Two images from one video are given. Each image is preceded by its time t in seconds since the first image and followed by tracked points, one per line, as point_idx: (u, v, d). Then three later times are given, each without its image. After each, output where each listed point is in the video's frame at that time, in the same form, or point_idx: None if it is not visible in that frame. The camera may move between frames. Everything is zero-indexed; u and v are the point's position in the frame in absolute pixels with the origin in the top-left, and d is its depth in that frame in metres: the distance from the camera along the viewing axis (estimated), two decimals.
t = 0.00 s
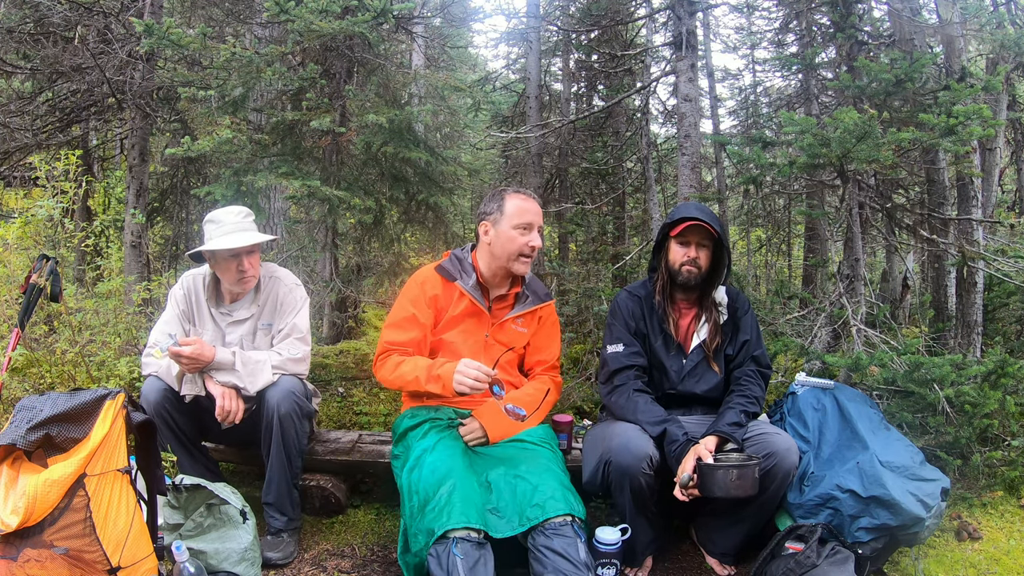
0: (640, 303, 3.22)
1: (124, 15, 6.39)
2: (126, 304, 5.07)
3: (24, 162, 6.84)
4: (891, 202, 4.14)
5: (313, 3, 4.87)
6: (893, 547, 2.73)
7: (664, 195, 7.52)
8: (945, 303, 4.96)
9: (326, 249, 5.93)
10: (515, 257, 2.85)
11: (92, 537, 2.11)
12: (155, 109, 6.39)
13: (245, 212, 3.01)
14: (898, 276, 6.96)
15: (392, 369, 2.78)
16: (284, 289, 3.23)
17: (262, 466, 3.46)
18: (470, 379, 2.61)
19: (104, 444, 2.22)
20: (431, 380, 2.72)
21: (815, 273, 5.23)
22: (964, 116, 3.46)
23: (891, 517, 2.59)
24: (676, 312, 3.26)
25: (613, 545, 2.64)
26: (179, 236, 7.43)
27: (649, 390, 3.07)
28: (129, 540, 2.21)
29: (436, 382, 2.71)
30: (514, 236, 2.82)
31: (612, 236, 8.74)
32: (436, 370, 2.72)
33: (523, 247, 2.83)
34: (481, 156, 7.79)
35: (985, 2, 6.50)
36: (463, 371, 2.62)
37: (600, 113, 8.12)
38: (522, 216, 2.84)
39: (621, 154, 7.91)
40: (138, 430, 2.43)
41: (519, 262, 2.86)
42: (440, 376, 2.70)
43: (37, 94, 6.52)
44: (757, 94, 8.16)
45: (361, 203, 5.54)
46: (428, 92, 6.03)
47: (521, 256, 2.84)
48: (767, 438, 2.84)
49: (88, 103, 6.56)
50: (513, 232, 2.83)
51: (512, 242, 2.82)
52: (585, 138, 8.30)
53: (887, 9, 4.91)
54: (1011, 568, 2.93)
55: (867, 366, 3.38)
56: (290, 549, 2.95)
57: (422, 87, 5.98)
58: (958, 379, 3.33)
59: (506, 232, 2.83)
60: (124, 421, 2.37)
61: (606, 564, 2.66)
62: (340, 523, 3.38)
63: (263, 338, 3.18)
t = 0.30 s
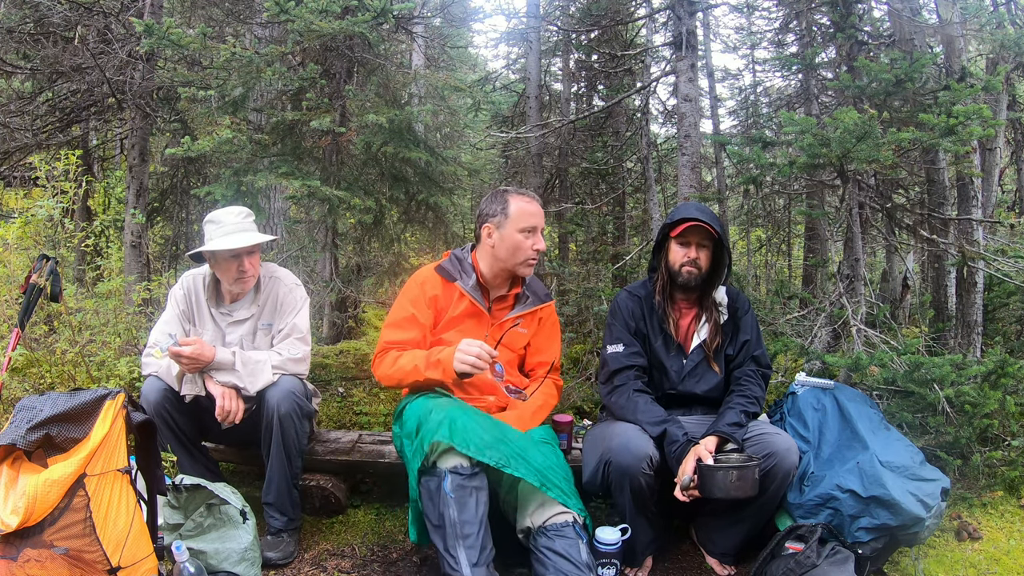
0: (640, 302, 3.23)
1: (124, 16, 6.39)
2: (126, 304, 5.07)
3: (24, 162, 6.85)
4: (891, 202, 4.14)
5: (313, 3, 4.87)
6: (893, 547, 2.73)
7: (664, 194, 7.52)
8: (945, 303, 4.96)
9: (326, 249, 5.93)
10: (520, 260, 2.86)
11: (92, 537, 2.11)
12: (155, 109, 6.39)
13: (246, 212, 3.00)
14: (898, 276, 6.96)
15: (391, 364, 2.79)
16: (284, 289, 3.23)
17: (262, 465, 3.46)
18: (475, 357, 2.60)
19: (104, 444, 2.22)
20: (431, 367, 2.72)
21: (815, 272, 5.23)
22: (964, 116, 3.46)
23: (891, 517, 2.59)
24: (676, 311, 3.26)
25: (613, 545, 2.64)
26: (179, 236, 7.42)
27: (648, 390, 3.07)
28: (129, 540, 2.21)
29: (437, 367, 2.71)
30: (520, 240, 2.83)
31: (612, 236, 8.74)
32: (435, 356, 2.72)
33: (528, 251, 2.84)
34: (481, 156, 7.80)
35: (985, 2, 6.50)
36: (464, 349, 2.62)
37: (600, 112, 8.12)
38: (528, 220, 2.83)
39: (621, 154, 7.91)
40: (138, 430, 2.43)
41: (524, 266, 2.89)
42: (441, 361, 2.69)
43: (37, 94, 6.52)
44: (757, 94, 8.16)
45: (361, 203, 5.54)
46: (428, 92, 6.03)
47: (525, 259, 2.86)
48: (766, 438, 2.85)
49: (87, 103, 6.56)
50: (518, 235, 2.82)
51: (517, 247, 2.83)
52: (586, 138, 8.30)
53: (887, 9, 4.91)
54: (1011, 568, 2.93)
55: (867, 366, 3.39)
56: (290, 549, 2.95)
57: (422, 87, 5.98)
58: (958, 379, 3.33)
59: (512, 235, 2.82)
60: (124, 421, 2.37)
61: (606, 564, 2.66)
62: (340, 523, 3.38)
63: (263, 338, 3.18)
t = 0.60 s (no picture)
0: (640, 302, 3.23)
1: (124, 16, 6.39)
2: (126, 304, 5.07)
3: (24, 162, 6.84)
4: (891, 202, 4.14)
5: (313, 3, 4.88)
6: (893, 547, 2.73)
7: (664, 194, 7.52)
8: (945, 303, 4.96)
9: (326, 249, 5.94)
10: (522, 260, 2.86)
11: (92, 537, 2.11)
12: (155, 109, 6.39)
13: (246, 213, 3.01)
14: (898, 276, 6.96)
15: (391, 366, 2.80)
16: (284, 289, 3.23)
17: (263, 465, 3.46)
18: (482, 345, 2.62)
19: (104, 444, 2.22)
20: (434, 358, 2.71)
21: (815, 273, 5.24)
22: (964, 116, 3.46)
23: (891, 516, 2.59)
24: (676, 312, 3.26)
25: (613, 545, 2.64)
26: (179, 236, 7.42)
27: (648, 390, 3.07)
28: (129, 540, 2.21)
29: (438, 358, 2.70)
30: (523, 241, 2.82)
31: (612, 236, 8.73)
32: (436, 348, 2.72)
33: (530, 251, 2.84)
34: (481, 156, 7.80)
35: (985, 2, 6.49)
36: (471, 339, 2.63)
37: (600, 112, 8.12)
38: (529, 221, 2.83)
39: (621, 154, 7.91)
40: (138, 430, 2.43)
41: (526, 266, 2.89)
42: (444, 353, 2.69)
43: (37, 94, 6.52)
44: (758, 94, 8.16)
45: (361, 203, 5.55)
46: (428, 92, 6.03)
47: (527, 259, 2.86)
48: (767, 438, 2.84)
49: (87, 103, 6.56)
50: (520, 236, 2.82)
51: (520, 247, 2.83)
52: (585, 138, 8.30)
53: (887, 9, 4.91)
54: (1011, 568, 2.93)
55: (867, 366, 3.38)
56: (290, 549, 2.95)
57: (422, 87, 5.99)
58: (958, 379, 3.33)
59: (515, 236, 2.81)
60: (124, 421, 2.37)
61: (606, 564, 2.66)
62: (340, 523, 3.38)
63: (263, 338, 3.18)
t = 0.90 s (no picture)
0: (640, 303, 3.23)
1: (124, 16, 6.38)
2: (126, 304, 5.07)
3: (24, 162, 6.84)
4: (891, 202, 4.14)
5: (313, 3, 4.88)
6: (894, 547, 2.73)
7: (664, 194, 7.52)
8: (945, 303, 4.96)
9: (327, 249, 5.94)
10: (510, 263, 2.85)
11: (92, 537, 2.11)
12: (155, 109, 6.39)
13: (246, 213, 3.01)
14: (898, 276, 6.96)
15: (390, 381, 2.79)
16: (284, 289, 3.23)
17: (262, 465, 3.46)
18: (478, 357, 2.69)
19: (104, 444, 2.22)
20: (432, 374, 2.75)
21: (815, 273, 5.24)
22: (964, 116, 3.46)
23: (891, 517, 2.59)
24: (675, 312, 3.26)
25: (613, 545, 2.64)
26: (179, 236, 7.42)
27: (648, 390, 3.08)
28: (129, 540, 2.21)
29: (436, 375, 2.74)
30: (510, 245, 2.82)
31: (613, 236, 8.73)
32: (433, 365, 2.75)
33: (517, 254, 2.84)
34: (480, 156, 7.80)
35: (985, 2, 6.49)
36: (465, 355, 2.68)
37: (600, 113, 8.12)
38: (513, 224, 2.81)
39: (621, 154, 7.92)
40: (138, 430, 2.43)
41: (514, 269, 2.89)
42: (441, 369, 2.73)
43: (37, 94, 6.52)
44: (758, 94, 8.16)
45: (361, 203, 5.55)
46: (427, 92, 6.03)
47: (515, 263, 2.86)
48: (766, 438, 2.85)
49: (87, 103, 6.57)
50: (507, 241, 2.81)
51: (506, 252, 2.82)
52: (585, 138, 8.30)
53: (887, 9, 4.91)
54: (1011, 568, 2.93)
55: (867, 366, 3.38)
56: (290, 549, 2.95)
57: (422, 87, 5.99)
58: (958, 379, 3.33)
59: (501, 241, 2.81)
60: (124, 421, 2.37)
61: (606, 564, 2.65)
62: (340, 523, 3.38)
63: (263, 338, 3.18)
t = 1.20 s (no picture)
0: (640, 302, 3.24)
1: (124, 15, 6.38)
2: (126, 305, 5.07)
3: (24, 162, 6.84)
4: (891, 202, 4.15)
5: (313, 3, 4.88)
6: (893, 548, 2.73)
7: (664, 194, 7.52)
8: (945, 303, 4.96)
9: (327, 249, 5.95)
10: (488, 258, 2.84)
11: (92, 537, 2.11)
12: (155, 109, 6.39)
13: (245, 212, 3.01)
14: (898, 276, 6.96)
15: (382, 381, 2.81)
16: (284, 289, 3.23)
17: (262, 465, 3.46)
18: (461, 351, 2.68)
19: (104, 445, 2.22)
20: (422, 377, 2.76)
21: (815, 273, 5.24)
22: (964, 116, 3.46)
23: (892, 517, 2.58)
24: (675, 312, 3.26)
25: (613, 545, 2.64)
26: (180, 236, 7.42)
27: (648, 390, 3.08)
28: (129, 540, 2.21)
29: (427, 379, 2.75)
30: (485, 242, 2.80)
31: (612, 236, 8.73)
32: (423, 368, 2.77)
33: (494, 250, 2.83)
34: (480, 156, 7.81)
35: (985, 2, 6.49)
36: (449, 357, 2.66)
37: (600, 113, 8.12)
38: (487, 220, 2.80)
39: (621, 154, 7.92)
40: (138, 430, 2.43)
41: (493, 264, 2.87)
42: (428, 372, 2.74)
43: (37, 94, 6.51)
44: (758, 94, 8.16)
45: (361, 203, 5.56)
46: (427, 92, 6.04)
47: (492, 258, 2.85)
48: (766, 439, 2.85)
49: (87, 103, 6.58)
50: (482, 237, 2.81)
51: (483, 248, 2.81)
52: (585, 138, 8.30)
53: (886, 9, 4.90)
54: (1011, 568, 2.93)
55: (867, 366, 3.38)
56: (290, 549, 2.95)
57: (422, 87, 6.00)
58: (958, 379, 3.33)
59: (477, 239, 2.80)
60: (124, 421, 2.37)
61: (606, 564, 2.65)
62: (340, 523, 3.38)
63: (263, 338, 3.18)
